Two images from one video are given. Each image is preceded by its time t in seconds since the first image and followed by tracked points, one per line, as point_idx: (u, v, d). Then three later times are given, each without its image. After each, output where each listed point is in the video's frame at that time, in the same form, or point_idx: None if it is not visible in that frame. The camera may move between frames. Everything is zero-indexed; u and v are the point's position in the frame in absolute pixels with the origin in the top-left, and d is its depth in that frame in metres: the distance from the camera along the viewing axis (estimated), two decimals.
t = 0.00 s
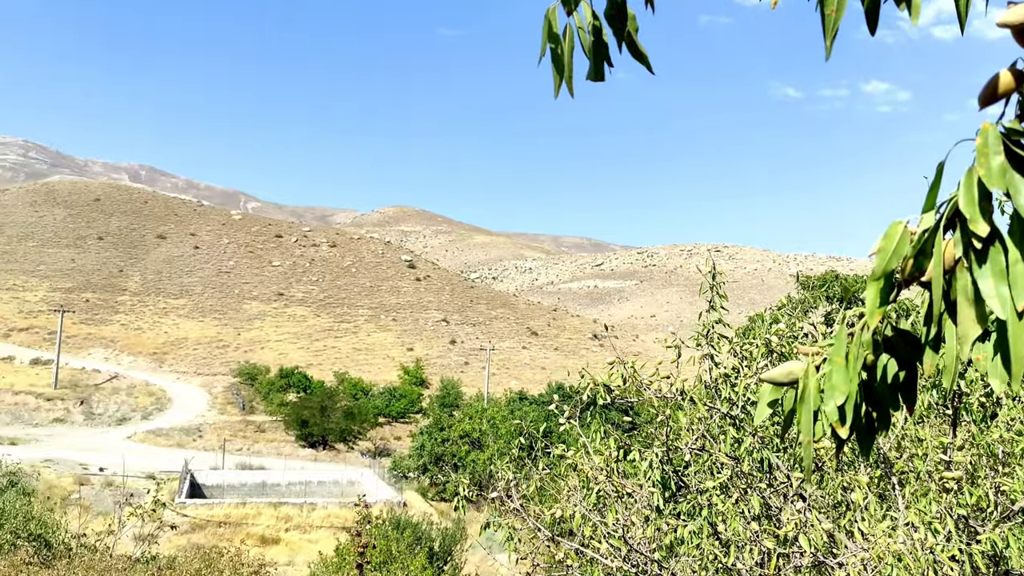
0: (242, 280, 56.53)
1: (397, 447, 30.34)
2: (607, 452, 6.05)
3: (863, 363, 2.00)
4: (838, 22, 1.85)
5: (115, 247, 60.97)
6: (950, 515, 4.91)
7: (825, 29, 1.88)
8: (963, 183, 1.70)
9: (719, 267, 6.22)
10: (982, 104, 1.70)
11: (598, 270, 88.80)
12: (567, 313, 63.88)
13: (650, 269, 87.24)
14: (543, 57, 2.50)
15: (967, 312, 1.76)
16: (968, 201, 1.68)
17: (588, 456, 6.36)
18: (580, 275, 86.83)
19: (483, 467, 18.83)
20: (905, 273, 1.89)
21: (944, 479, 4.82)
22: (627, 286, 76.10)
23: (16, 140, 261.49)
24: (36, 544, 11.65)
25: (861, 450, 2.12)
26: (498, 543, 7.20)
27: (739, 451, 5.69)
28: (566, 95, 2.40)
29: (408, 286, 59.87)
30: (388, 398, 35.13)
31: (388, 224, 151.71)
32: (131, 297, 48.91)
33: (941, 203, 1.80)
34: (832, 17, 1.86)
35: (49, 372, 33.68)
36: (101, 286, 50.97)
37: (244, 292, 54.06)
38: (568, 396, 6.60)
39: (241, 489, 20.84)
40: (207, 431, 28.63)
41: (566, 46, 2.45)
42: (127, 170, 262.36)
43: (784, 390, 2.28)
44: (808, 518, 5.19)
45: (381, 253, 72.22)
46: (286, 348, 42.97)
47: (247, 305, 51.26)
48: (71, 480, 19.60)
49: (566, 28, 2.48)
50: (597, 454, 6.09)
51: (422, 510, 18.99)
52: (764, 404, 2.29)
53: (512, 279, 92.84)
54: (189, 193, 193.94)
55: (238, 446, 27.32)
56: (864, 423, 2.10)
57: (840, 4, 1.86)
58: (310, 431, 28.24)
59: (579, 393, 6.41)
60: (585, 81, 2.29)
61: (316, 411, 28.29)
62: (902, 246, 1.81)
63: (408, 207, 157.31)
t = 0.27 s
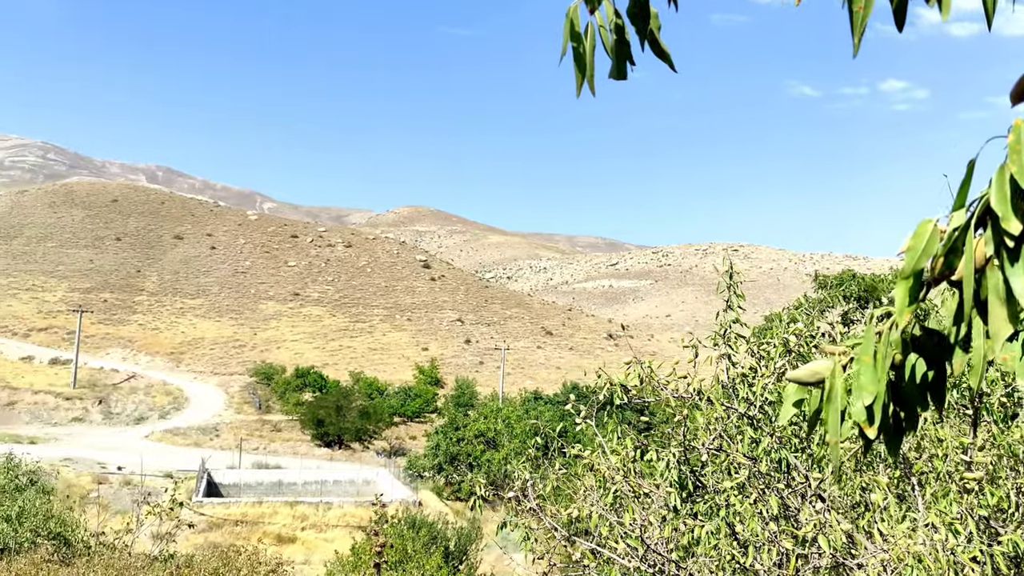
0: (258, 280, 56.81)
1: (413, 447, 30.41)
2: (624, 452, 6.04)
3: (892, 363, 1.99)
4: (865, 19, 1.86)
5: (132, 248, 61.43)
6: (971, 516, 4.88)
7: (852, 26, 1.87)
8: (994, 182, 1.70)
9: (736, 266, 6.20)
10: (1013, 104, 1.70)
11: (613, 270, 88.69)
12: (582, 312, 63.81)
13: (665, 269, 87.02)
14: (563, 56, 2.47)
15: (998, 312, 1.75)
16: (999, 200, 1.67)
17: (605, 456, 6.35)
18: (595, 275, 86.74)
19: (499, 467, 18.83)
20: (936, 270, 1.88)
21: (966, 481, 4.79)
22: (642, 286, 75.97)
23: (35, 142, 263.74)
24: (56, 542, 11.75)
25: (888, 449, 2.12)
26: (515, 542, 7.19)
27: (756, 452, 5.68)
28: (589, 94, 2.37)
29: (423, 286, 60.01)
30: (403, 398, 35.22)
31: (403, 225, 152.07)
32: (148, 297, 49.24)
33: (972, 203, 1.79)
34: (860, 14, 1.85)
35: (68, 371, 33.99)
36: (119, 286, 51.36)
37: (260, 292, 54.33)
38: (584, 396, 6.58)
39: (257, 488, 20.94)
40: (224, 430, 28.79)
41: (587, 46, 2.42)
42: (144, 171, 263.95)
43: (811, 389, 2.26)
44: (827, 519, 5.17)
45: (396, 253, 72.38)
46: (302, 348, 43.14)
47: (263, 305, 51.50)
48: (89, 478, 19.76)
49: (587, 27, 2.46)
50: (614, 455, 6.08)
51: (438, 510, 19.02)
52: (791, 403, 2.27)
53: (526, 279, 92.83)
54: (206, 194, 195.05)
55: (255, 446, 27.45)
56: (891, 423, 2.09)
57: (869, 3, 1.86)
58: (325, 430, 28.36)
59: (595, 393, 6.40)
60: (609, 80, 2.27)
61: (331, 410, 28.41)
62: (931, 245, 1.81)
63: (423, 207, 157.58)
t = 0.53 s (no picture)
0: (274, 281, 57.14)
1: (428, 447, 30.51)
2: (641, 453, 6.02)
3: (921, 364, 1.98)
4: (896, 17, 1.85)
5: (150, 249, 61.88)
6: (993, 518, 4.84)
7: (881, 24, 1.87)
8: None
9: (755, 266, 6.19)
10: None
11: (629, 270, 88.61)
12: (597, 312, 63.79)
13: (681, 269, 86.87)
14: (587, 57, 2.47)
15: None
16: None
17: (622, 456, 6.34)
18: (610, 275, 86.71)
19: (515, 467, 18.85)
20: (967, 271, 1.87)
21: (987, 482, 4.76)
22: (657, 286, 75.86)
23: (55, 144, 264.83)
24: (75, 542, 11.90)
25: (916, 451, 2.11)
26: (531, 543, 7.19)
27: (775, 453, 5.66)
28: (612, 95, 2.37)
29: (438, 286, 60.19)
30: (419, 398, 35.37)
31: (418, 225, 152.60)
32: (166, 298, 49.59)
33: (1002, 203, 1.78)
34: (890, 13, 1.85)
35: (87, 372, 34.31)
36: (137, 287, 51.77)
37: (276, 293, 54.62)
38: (601, 396, 6.57)
39: (274, 488, 21.04)
40: (240, 430, 28.96)
41: (611, 46, 2.41)
42: (161, 173, 264.93)
43: (837, 391, 2.25)
44: (846, 520, 5.14)
45: (411, 253, 72.61)
46: (318, 348, 43.34)
47: (279, 306, 51.79)
48: (108, 478, 19.93)
49: (610, 29, 2.46)
50: (631, 455, 6.06)
51: (453, 511, 19.05)
52: (817, 404, 2.26)
53: (541, 279, 92.86)
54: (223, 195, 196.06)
55: (271, 446, 27.62)
56: (921, 424, 2.08)
57: (897, 2, 1.85)
58: (341, 430, 28.48)
59: (612, 393, 6.39)
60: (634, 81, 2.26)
61: (347, 411, 28.52)
62: (962, 245, 1.79)
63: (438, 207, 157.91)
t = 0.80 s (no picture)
0: (290, 282, 57.43)
1: (444, 447, 30.57)
2: (659, 454, 6.00)
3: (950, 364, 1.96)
4: (925, 18, 1.83)
5: (168, 250, 62.31)
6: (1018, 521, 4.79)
7: (909, 23, 1.85)
8: None
9: (773, 266, 6.16)
10: None
11: (645, 270, 88.45)
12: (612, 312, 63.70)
13: (697, 269, 86.65)
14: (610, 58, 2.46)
15: None
16: None
17: (639, 457, 6.31)
18: (626, 275, 86.57)
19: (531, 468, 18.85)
20: (997, 273, 1.84)
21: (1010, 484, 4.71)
22: (673, 286, 75.69)
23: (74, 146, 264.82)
24: (95, 540, 11.97)
25: (945, 452, 2.09)
26: (548, 544, 7.18)
27: (794, 454, 5.63)
28: (635, 96, 2.36)
29: (453, 287, 60.33)
30: (434, 398, 35.47)
31: (434, 225, 152.94)
32: (183, 299, 49.93)
33: None
34: (919, 12, 1.82)
35: (106, 372, 34.62)
36: (155, 288, 52.15)
37: (292, 294, 54.89)
38: (619, 397, 6.54)
39: (291, 488, 21.13)
40: (257, 431, 29.11)
41: (634, 47, 2.41)
42: (179, 174, 264.94)
43: (864, 392, 2.23)
44: (867, 522, 5.11)
45: (427, 253, 72.77)
46: (334, 349, 43.51)
47: (296, 306, 52.02)
48: (127, 478, 20.08)
49: (632, 28, 2.46)
50: (649, 456, 6.04)
51: (469, 511, 19.06)
52: (843, 405, 2.24)
53: (557, 279, 92.79)
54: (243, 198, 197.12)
55: (288, 446, 27.76)
56: (949, 426, 2.06)
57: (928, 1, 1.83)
58: (358, 430, 28.57)
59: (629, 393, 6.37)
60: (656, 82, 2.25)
61: (363, 411, 28.58)
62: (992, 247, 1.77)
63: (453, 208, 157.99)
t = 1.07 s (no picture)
0: (307, 282, 57.73)
1: (459, 447, 30.65)
2: (676, 454, 5.98)
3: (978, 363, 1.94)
4: (950, 17, 1.81)
5: (185, 251, 62.74)
6: None
7: (936, 22, 1.84)
8: None
9: (792, 266, 6.14)
10: None
11: (660, 270, 88.25)
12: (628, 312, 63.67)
13: (713, 269, 86.44)
14: (632, 58, 2.45)
15: None
16: None
17: (656, 456, 6.29)
18: (642, 275, 86.45)
19: (546, 469, 18.87)
20: None
21: None
22: (689, 286, 75.52)
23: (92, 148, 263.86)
24: (115, 540, 12.03)
25: (973, 452, 2.07)
26: (565, 544, 7.17)
27: (813, 454, 5.60)
28: (656, 97, 2.36)
29: (469, 287, 60.49)
30: (450, 398, 35.60)
31: (449, 226, 153.34)
32: (201, 300, 50.27)
33: None
34: (945, 11, 1.81)
35: (125, 372, 34.92)
36: (173, 288, 52.52)
37: (309, 294, 55.17)
38: (636, 396, 6.50)
39: (307, 487, 21.23)
40: (274, 431, 29.24)
41: (656, 48, 2.40)
42: (196, 176, 264.73)
43: (892, 392, 2.21)
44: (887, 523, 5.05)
45: (442, 254, 72.97)
46: (350, 349, 43.69)
47: (312, 307, 52.26)
48: (145, 477, 20.23)
49: (654, 28, 2.45)
50: (666, 456, 6.03)
51: (485, 511, 19.08)
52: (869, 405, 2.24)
53: (572, 279, 92.72)
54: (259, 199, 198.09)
55: (305, 446, 27.89)
56: (977, 426, 2.05)
57: None
58: (373, 430, 28.64)
59: (646, 392, 6.35)
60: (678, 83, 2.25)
61: (379, 410, 28.68)
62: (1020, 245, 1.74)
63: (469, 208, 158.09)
